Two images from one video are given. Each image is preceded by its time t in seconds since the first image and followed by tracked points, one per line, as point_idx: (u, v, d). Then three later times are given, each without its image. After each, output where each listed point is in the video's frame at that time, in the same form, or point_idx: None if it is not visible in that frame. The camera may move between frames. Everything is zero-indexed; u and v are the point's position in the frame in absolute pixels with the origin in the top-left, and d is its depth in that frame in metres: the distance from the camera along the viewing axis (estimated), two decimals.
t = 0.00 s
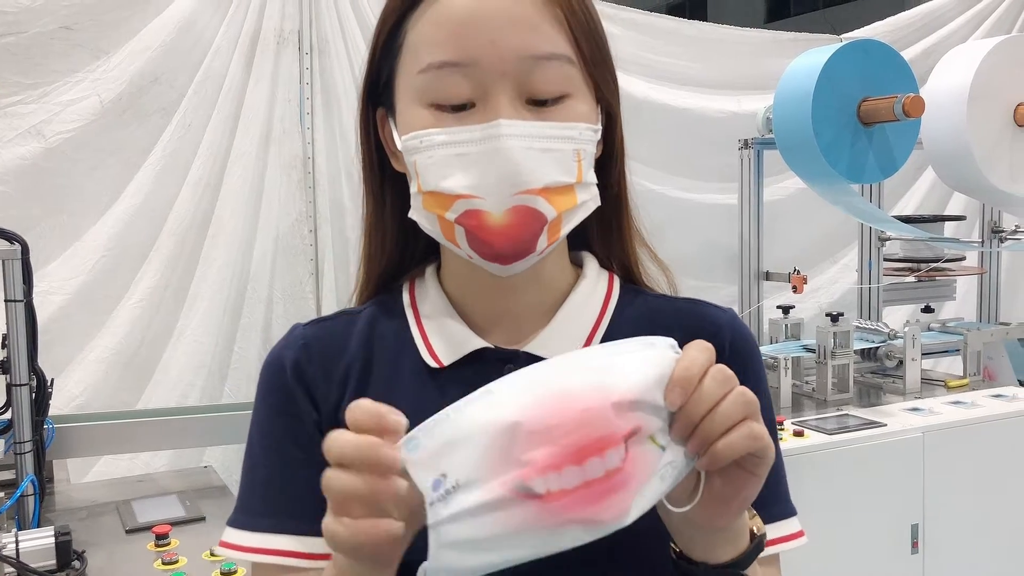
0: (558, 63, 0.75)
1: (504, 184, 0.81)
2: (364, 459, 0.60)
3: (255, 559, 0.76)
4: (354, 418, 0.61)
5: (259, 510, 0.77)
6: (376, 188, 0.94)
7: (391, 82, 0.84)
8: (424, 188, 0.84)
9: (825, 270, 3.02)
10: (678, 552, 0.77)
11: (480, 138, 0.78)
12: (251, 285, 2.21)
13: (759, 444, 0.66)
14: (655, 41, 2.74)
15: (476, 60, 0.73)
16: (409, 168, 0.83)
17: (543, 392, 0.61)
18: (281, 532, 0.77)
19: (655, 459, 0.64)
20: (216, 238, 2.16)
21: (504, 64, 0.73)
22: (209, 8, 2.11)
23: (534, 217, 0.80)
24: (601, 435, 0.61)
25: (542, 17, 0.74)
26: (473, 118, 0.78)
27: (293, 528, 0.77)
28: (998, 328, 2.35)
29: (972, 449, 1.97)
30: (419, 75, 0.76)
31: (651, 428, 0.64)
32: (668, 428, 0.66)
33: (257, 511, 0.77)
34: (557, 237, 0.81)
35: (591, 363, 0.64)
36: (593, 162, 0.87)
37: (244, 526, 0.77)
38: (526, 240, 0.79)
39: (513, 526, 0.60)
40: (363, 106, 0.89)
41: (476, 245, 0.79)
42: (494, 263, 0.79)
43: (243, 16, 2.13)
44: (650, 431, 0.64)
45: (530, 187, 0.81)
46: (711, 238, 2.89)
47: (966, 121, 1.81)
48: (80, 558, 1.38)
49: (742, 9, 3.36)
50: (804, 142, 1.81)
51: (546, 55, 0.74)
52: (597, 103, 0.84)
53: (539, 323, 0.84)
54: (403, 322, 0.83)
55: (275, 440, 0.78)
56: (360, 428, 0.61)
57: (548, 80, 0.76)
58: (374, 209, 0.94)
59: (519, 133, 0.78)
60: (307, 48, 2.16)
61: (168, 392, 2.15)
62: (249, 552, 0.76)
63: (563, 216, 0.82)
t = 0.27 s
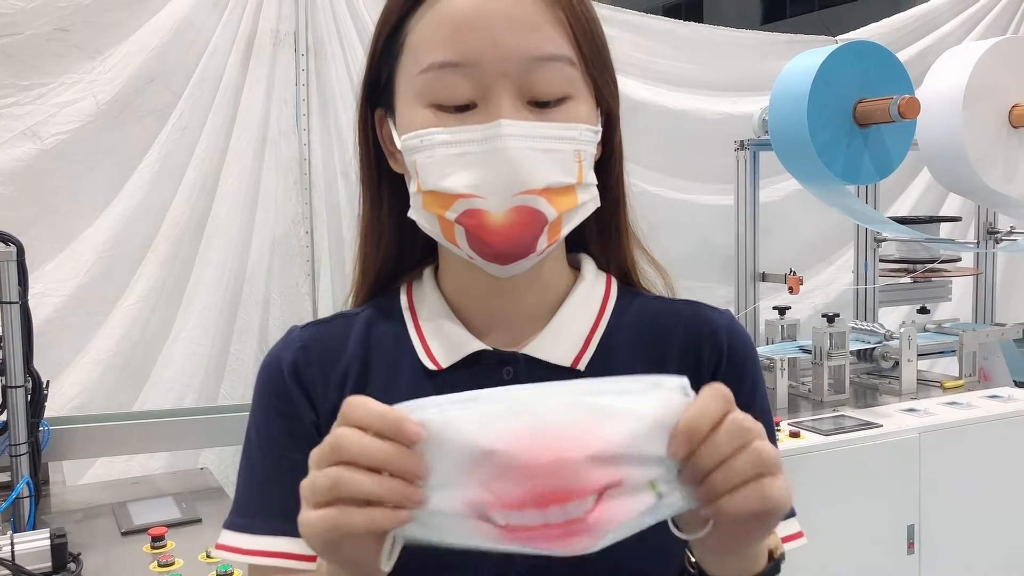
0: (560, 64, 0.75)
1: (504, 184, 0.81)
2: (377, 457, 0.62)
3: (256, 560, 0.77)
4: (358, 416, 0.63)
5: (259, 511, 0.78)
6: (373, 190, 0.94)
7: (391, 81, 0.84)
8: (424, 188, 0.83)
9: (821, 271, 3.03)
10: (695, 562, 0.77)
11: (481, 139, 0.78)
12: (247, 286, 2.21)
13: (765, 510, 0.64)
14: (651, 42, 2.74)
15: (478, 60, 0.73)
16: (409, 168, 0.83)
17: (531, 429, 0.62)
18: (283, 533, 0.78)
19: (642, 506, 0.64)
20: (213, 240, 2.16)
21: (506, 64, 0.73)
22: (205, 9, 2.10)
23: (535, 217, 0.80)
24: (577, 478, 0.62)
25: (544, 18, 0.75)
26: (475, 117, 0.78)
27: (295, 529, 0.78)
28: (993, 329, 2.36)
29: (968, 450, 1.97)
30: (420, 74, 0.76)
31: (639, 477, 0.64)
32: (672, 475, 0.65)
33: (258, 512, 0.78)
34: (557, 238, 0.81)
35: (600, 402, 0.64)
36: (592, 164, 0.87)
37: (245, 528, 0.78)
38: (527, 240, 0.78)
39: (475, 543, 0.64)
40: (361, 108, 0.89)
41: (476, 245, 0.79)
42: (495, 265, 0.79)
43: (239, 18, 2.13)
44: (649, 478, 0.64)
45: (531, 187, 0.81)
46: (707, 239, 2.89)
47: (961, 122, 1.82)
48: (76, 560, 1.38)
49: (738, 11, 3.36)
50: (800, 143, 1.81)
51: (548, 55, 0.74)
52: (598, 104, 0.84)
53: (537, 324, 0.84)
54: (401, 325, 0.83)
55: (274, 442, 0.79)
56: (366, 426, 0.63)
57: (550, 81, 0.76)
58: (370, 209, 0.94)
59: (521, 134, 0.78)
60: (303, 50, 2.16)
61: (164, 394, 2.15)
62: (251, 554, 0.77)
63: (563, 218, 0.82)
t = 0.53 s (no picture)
0: (559, 63, 0.75)
1: (503, 187, 0.81)
2: (350, 453, 0.64)
3: (248, 564, 0.77)
4: (327, 408, 0.65)
5: (252, 514, 0.79)
6: (367, 192, 0.94)
7: (387, 79, 0.84)
8: (422, 190, 0.84)
9: (818, 272, 3.03)
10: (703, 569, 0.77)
11: (480, 141, 0.79)
12: (244, 288, 2.21)
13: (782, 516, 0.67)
14: (647, 44, 2.74)
15: (477, 59, 0.73)
16: (407, 169, 0.83)
17: (509, 446, 0.64)
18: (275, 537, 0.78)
19: (608, 538, 0.65)
20: (209, 241, 2.16)
21: (505, 63, 0.73)
22: (201, 10, 2.10)
23: (534, 220, 0.80)
24: (546, 498, 0.64)
25: (543, 17, 0.75)
26: (474, 117, 0.78)
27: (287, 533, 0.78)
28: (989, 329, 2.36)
29: (965, 451, 1.98)
30: (418, 73, 0.76)
31: (611, 508, 0.65)
32: (651, 514, 0.66)
33: (250, 516, 0.79)
34: (555, 240, 0.82)
35: (587, 427, 0.65)
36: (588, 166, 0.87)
37: (236, 532, 0.78)
38: (526, 243, 0.79)
39: (438, 550, 0.66)
40: (355, 109, 0.89)
41: (474, 248, 0.79)
42: (493, 268, 0.79)
43: (236, 18, 2.13)
44: (626, 515, 0.66)
45: (531, 191, 0.81)
46: (704, 240, 2.90)
47: (957, 123, 1.82)
48: (72, 562, 1.37)
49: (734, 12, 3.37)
50: (797, 144, 1.81)
51: (548, 55, 0.74)
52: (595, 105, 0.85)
53: (532, 326, 0.84)
54: (395, 327, 0.83)
55: (269, 442, 0.80)
56: (337, 420, 0.65)
57: (549, 81, 0.76)
58: (362, 209, 0.94)
59: (520, 135, 0.78)
60: (300, 51, 2.16)
61: (161, 396, 2.15)
62: (243, 557, 0.77)
63: (560, 220, 0.82)
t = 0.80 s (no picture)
0: (549, 59, 0.76)
1: (495, 183, 0.81)
2: (342, 448, 0.64)
3: (238, 567, 0.77)
4: (320, 403, 0.65)
5: (242, 517, 0.79)
6: (359, 193, 0.94)
7: (377, 77, 0.84)
8: (412, 187, 0.83)
9: (816, 272, 3.03)
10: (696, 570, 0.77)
11: (471, 137, 0.78)
12: (242, 288, 2.21)
13: (770, 483, 0.66)
14: (645, 44, 2.74)
15: (468, 55, 0.73)
16: (397, 166, 0.82)
17: (499, 447, 0.64)
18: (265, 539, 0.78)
19: (602, 546, 0.64)
20: (207, 241, 2.16)
21: (496, 59, 0.73)
22: (199, 10, 2.10)
23: (526, 216, 0.80)
24: (535, 497, 0.64)
25: (534, 14, 0.75)
26: (465, 114, 0.78)
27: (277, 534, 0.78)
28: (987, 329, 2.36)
29: (962, 450, 1.98)
30: (409, 70, 0.76)
31: (603, 515, 0.64)
32: (646, 523, 0.64)
33: (240, 518, 0.79)
34: (547, 236, 0.81)
35: (578, 434, 0.65)
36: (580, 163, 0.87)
37: (227, 535, 0.78)
38: (517, 239, 0.79)
39: (428, 550, 0.65)
40: (346, 109, 0.89)
41: (465, 245, 0.79)
42: (484, 265, 0.78)
43: (234, 18, 2.13)
44: (620, 522, 0.64)
45: (523, 186, 0.81)
46: (701, 240, 2.90)
47: (955, 122, 1.82)
48: (70, 562, 1.37)
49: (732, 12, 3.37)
50: (795, 144, 1.82)
51: (539, 51, 0.74)
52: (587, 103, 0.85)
53: (523, 326, 0.84)
54: (386, 327, 0.83)
55: (260, 443, 0.81)
56: (329, 416, 0.65)
57: (541, 77, 0.76)
58: (354, 209, 0.94)
59: (511, 131, 0.78)
60: (297, 51, 2.16)
61: (159, 396, 2.15)
62: (233, 561, 0.77)
63: (553, 216, 0.82)
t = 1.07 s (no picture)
0: (539, 57, 0.75)
1: (485, 182, 0.81)
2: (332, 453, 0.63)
3: (225, 569, 0.78)
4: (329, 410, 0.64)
5: (229, 520, 0.79)
6: (346, 190, 0.94)
7: (368, 75, 0.84)
8: (402, 184, 0.83)
9: (814, 271, 3.03)
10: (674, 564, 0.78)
11: (462, 134, 0.78)
12: (240, 288, 2.20)
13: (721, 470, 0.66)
14: (643, 44, 2.74)
15: (458, 52, 0.73)
16: (387, 164, 0.82)
17: (526, 422, 0.63)
18: (251, 542, 0.79)
19: (628, 500, 0.66)
20: (206, 241, 2.16)
21: (486, 56, 0.73)
22: (197, 9, 2.10)
23: (516, 215, 0.80)
24: (567, 468, 0.63)
25: (524, 12, 0.75)
26: (455, 112, 0.78)
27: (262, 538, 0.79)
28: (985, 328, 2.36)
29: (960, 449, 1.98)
30: (399, 67, 0.76)
31: (629, 469, 0.65)
32: (661, 470, 0.67)
33: (226, 522, 0.80)
34: (537, 236, 0.81)
35: (597, 396, 0.65)
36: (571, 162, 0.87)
37: (213, 537, 0.79)
38: (508, 238, 0.79)
39: (462, 535, 0.64)
40: (335, 107, 0.89)
41: (455, 244, 0.79)
42: (474, 264, 0.78)
43: (232, 18, 2.12)
44: (641, 474, 0.66)
45: (513, 184, 0.81)
46: (699, 240, 2.90)
47: (953, 121, 1.82)
48: (68, 563, 1.37)
49: (730, 13, 3.37)
50: (793, 144, 1.82)
51: (530, 48, 0.74)
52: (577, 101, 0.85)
53: (512, 326, 0.84)
54: (374, 328, 0.83)
55: (244, 447, 0.80)
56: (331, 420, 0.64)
57: (531, 75, 0.77)
58: (343, 207, 0.94)
59: (501, 129, 0.78)
60: (295, 51, 2.15)
61: (158, 396, 2.14)
62: (218, 563, 0.78)
63: (544, 216, 0.82)
